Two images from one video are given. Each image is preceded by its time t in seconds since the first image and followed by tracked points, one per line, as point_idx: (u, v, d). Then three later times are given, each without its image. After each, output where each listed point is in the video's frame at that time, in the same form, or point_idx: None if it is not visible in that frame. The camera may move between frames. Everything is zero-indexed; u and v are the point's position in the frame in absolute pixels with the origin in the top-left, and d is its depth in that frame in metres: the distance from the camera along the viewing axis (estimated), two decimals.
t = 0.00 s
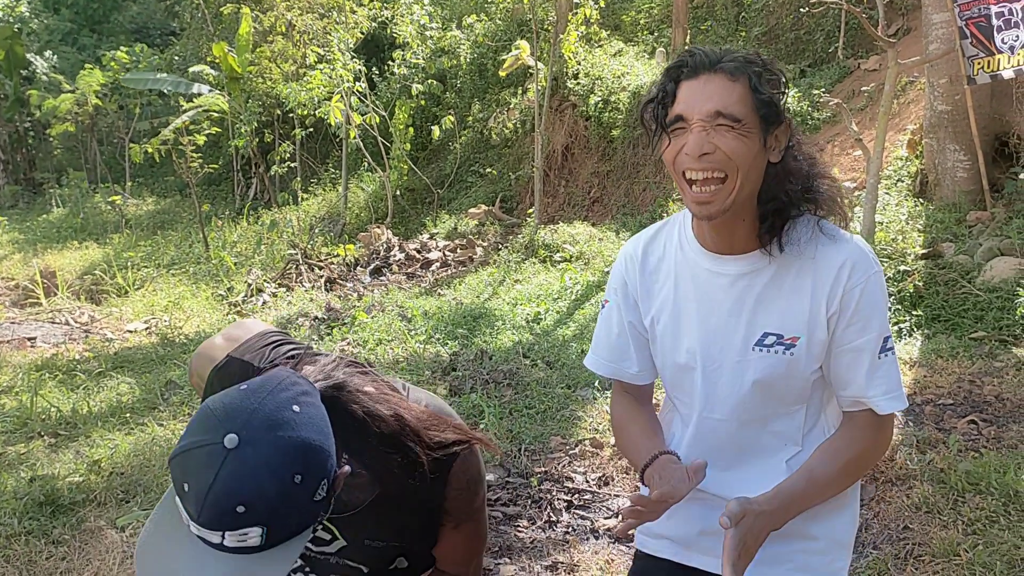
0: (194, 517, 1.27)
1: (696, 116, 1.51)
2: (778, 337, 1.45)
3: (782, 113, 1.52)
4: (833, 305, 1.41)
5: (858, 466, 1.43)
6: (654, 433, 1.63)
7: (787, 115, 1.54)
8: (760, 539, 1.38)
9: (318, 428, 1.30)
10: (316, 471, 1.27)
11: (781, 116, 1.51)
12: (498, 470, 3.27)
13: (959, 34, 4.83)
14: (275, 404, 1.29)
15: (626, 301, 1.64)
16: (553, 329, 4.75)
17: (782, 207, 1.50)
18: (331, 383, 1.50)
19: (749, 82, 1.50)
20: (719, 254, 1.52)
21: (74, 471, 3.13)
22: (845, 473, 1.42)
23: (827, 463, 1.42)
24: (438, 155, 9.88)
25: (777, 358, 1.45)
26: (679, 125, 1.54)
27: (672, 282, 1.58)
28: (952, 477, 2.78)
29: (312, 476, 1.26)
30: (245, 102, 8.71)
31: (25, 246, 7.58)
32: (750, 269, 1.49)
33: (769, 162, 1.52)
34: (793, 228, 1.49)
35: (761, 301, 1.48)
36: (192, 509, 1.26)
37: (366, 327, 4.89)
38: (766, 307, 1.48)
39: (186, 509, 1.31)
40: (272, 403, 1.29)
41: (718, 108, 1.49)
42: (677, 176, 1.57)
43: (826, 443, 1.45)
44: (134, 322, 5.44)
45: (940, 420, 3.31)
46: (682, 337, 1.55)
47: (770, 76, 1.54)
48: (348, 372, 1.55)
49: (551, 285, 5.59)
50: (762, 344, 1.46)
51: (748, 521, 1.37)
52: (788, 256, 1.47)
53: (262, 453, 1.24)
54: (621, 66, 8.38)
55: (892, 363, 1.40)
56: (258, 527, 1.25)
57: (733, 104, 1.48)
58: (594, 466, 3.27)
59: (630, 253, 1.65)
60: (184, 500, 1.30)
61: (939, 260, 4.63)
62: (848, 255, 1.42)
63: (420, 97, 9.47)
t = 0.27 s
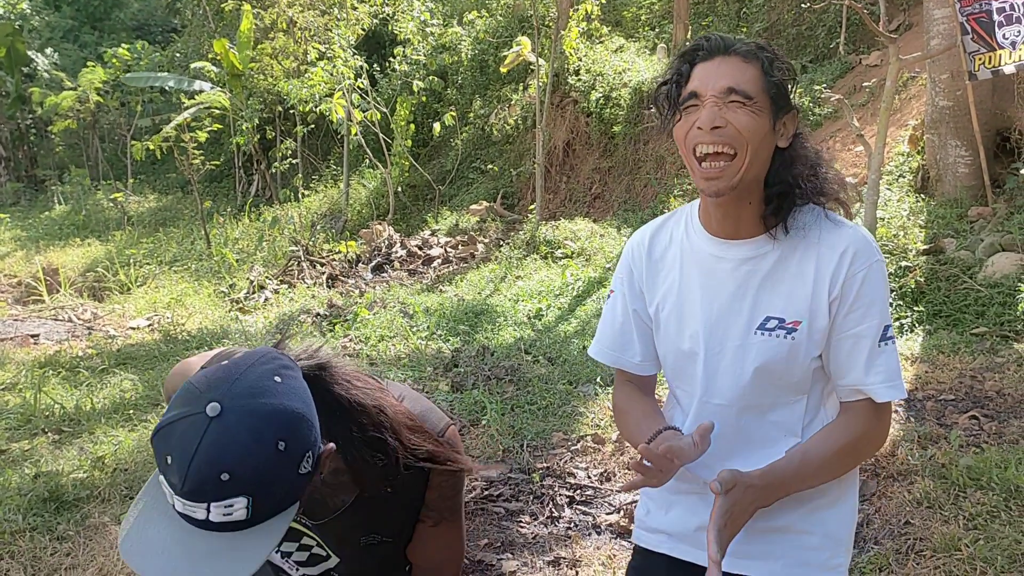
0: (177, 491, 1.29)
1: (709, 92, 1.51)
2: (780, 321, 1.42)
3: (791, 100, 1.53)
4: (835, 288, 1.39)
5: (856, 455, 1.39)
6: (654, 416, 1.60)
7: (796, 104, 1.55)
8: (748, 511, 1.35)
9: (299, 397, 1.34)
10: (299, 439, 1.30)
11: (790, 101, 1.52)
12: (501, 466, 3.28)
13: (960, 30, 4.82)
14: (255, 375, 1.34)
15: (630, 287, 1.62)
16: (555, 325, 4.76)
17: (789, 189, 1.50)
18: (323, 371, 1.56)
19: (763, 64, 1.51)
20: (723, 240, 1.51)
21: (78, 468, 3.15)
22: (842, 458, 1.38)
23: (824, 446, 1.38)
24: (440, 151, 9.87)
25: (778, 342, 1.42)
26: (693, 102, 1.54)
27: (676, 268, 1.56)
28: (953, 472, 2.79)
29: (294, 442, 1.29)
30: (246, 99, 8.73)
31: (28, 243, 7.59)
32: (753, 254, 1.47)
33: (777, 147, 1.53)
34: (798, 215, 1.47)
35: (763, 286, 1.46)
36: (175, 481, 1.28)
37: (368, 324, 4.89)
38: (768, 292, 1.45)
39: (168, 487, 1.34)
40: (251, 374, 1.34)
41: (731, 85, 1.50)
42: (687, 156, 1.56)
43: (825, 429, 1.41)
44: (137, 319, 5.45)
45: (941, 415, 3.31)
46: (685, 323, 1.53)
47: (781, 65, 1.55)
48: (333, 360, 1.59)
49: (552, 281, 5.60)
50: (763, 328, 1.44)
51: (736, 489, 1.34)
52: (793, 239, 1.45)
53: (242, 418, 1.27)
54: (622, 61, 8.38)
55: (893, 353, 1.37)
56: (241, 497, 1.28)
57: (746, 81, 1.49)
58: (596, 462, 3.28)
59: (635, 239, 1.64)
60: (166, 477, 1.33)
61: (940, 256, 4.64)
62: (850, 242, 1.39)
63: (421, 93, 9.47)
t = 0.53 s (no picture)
0: (162, 467, 1.26)
1: (725, 76, 1.54)
2: (784, 309, 1.42)
3: (804, 94, 1.56)
4: (840, 277, 1.38)
5: (855, 444, 1.36)
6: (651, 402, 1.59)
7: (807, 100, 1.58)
8: (738, 487, 1.32)
9: (282, 372, 1.32)
10: (285, 411, 1.28)
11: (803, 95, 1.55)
12: (502, 462, 3.28)
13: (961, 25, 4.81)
14: (241, 350, 1.32)
15: (638, 278, 1.64)
16: (556, 321, 4.76)
17: (798, 178, 1.50)
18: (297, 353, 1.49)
19: (778, 55, 1.54)
20: (730, 229, 1.51)
21: (80, 464, 3.15)
22: (840, 446, 1.35)
23: (822, 433, 1.36)
24: (440, 147, 9.87)
25: (782, 330, 1.41)
26: (708, 87, 1.56)
27: (685, 259, 1.57)
28: (953, 467, 2.80)
29: (281, 415, 1.28)
30: (246, 94, 8.82)
31: (28, 240, 7.59)
32: (759, 243, 1.47)
33: (788, 137, 1.54)
34: (806, 209, 1.48)
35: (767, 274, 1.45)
36: (160, 457, 1.25)
37: (369, 320, 4.90)
38: (772, 280, 1.45)
39: (151, 466, 1.30)
40: (236, 350, 1.32)
41: (746, 71, 1.52)
42: (699, 140, 1.58)
43: (824, 418, 1.39)
44: (138, 316, 5.45)
45: (942, 410, 3.32)
46: (691, 311, 1.53)
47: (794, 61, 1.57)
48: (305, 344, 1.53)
49: (554, 277, 5.60)
50: (768, 315, 1.43)
51: (728, 462, 1.31)
52: (800, 228, 1.45)
53: (227, 388, 1.25)
54: (623, 57, 8.38)
55: (896, 345, 1.35)
56: (229, 471, 1.24)
57: (761, 68, 1.52)
58: (598, 458, 3.28)
59: (644, 233, 1.66)
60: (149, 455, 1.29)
61: (941, 251, 4.64)
62: (853, 232, 1.39)
63: (422, 89, 9.46)
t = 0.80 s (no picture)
0: (149, 447, 1.24)
1: (735, 70, 1.54)
2: (787, 303, 1.42)
3: (812, 92, 1.56)
4: (843, 272, 1.38)
5: (855, 440, 1.36)
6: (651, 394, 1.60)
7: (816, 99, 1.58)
8: (735, 476, 1.32)
9: (276, 356, 1.31)
10: (276, 395, 1.27)
11: (813, 91, 1.55)
12: (504, 460, 3.29)
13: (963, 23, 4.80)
14: (233, 334, 1.31)
15: (644, 273, 1.65)
16: (557, 319, 4.76)
17: (806, 172, 1.50)
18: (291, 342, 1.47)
19: (789, 52, 1.55)
20: (736, 224, 1.52)
21: (82, 461, 3.16)
22: (840, 440, 1.34)
23: (824, 426, 1.35)
24: (441, 145, 9.87)
25: (785, 324, 1.41)
26: (718, 80, 1.57)
27: (690, 254, 1.58)
28: (954, 464, 2.80)
29: (272, 398, 1.26)
30: (248, 92, 8.89)
31: (30, 238, 7.60)
32: (763, 238, 1.48)
33: (795, 134, 1.54)
34: (811, 205, 1.48)
35: (772, 268, 1.45)
36: (148, 437, 1.23)
37: (371, 318, 4.90)
38: (776, 274, 1.45)
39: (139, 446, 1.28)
40: (228, 334, 1.31)
41: (757, 65, 1.53)
42: (707, 133, 1.57)
43: (825, 411, 1.39)
44: (140, 314, 5.46)
45: (943, 408, 3.32)
46: (696, 305, 1.53)
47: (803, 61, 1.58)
48: (300, 333, 1.51)
49: (555, 275, 5.60)
50: (772, 309, 1.43)
51: (724, 450, 1.32)
52: (805, 224, 1.45)
53: (218, 370, 1.24)
54: (623, 55, 8.39)
55: (898, 342, 1.35)
56: (215, 452, 1.22)
57: (772, 63, 1.52)
58: (599, 455, 3.29)
59: (651, 229, 1.67)
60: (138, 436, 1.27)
61: (942, 249, 4.64)
62: (858, 228, 1.39)
63: (423, 87, 9.46)
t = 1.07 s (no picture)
0: (132, 426, 1.25)
1: (745, 66, 1.54)
2: (792, 298, 1.42)
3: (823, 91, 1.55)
4: (849, 269, 1.38)
5: (857, 437, 1.35)
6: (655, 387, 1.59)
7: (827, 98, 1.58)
8: (732, 469, 1.32)
9: (265, 343, 1.31)
10: (259, 383, 1.26)
11: (823, 91, 1.55)
12: (505, 458, 3.29)
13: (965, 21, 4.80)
14: (224, 318, 1.31)
15: (652, 270, 1.66)
16: (559, 318, 4.77)
17: (813, 171, 1.51)
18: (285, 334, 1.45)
19: (799, 51, 1.55)
20: (743, 220, 1.52)
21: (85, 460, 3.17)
22: (842, 437, 1.34)
23: (826, 421, 1.35)
24: (443, 144, 9.87)
25: (790, 319, 1.41)
26: (728, 77, 1.57)
27: (697, 251, 1.58)
28: (956, 462, 2.80)
29: (256, 383, 1.26)
30: (248, 91, 8.84)
31: (31, 237, 7.60)
32: (771, 235, 1.48)
33: (804, 132, 1.53)
34: (819, 203, 1.48)
35: (777, 264, 1.45)
36: (132, 416, 1.24)
37: (373, 317, 4.90)
38: (782, 270, 1.45)
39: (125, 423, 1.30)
40: (219, 318, 1.31)
41: (767, 62, 1.53)
42: (716, 128, 1.58)
43: (828, 408, 1.38)
44: (142, 313, 5.47)
45: (945, 406, 3.32)
46: (702, 300, 1.53)
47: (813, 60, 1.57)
48: (295, 324, 1.49)
49: (556, 274, 5.60)
50: (777, 303, 1.43)
51: (724, 440, 1.32)
52: (812, 220, 1.45)
53: (206, 353, 1.24)
54: (625, 54, 8.39)
55: (903, 339, 1.34)
56: (197, 435, 1.23)
57: (783, 61, 1.53)
58: (601, 454, 3.29)
59: (660, 228, 1.68)
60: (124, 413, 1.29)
61: (944, 247, 4.64)
62: (865, 224, 1.39)
63: (425, 86, 9.45)
